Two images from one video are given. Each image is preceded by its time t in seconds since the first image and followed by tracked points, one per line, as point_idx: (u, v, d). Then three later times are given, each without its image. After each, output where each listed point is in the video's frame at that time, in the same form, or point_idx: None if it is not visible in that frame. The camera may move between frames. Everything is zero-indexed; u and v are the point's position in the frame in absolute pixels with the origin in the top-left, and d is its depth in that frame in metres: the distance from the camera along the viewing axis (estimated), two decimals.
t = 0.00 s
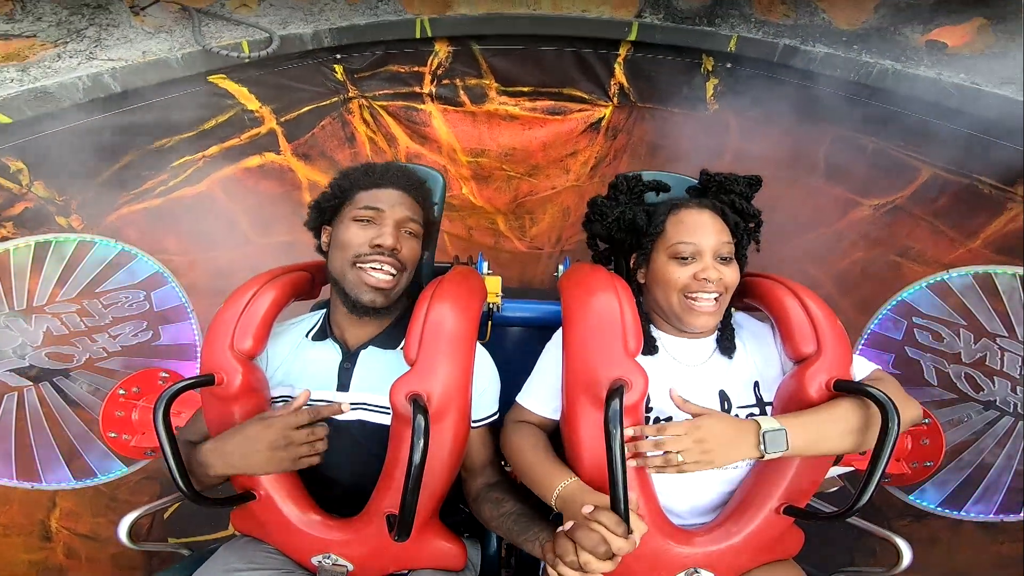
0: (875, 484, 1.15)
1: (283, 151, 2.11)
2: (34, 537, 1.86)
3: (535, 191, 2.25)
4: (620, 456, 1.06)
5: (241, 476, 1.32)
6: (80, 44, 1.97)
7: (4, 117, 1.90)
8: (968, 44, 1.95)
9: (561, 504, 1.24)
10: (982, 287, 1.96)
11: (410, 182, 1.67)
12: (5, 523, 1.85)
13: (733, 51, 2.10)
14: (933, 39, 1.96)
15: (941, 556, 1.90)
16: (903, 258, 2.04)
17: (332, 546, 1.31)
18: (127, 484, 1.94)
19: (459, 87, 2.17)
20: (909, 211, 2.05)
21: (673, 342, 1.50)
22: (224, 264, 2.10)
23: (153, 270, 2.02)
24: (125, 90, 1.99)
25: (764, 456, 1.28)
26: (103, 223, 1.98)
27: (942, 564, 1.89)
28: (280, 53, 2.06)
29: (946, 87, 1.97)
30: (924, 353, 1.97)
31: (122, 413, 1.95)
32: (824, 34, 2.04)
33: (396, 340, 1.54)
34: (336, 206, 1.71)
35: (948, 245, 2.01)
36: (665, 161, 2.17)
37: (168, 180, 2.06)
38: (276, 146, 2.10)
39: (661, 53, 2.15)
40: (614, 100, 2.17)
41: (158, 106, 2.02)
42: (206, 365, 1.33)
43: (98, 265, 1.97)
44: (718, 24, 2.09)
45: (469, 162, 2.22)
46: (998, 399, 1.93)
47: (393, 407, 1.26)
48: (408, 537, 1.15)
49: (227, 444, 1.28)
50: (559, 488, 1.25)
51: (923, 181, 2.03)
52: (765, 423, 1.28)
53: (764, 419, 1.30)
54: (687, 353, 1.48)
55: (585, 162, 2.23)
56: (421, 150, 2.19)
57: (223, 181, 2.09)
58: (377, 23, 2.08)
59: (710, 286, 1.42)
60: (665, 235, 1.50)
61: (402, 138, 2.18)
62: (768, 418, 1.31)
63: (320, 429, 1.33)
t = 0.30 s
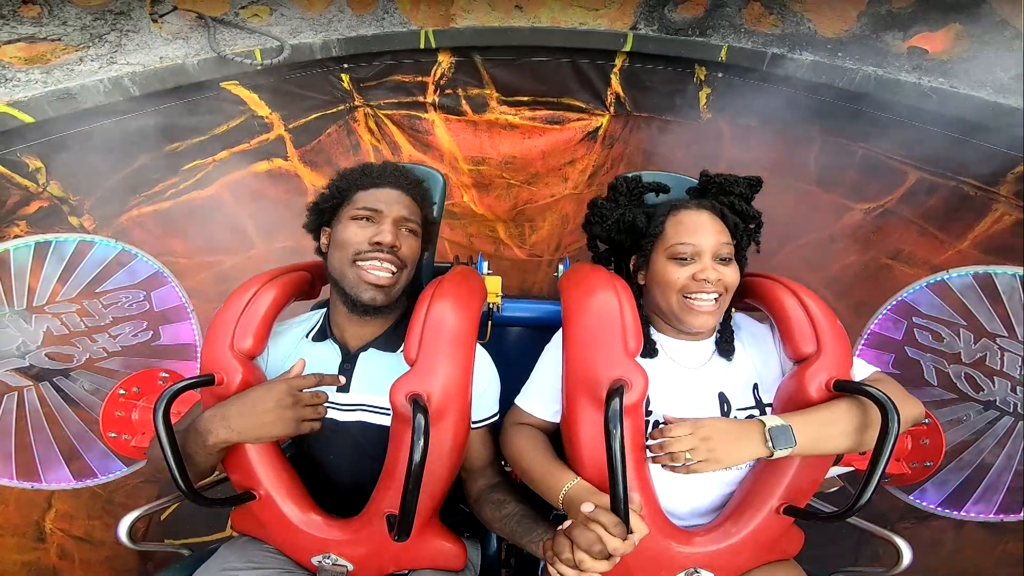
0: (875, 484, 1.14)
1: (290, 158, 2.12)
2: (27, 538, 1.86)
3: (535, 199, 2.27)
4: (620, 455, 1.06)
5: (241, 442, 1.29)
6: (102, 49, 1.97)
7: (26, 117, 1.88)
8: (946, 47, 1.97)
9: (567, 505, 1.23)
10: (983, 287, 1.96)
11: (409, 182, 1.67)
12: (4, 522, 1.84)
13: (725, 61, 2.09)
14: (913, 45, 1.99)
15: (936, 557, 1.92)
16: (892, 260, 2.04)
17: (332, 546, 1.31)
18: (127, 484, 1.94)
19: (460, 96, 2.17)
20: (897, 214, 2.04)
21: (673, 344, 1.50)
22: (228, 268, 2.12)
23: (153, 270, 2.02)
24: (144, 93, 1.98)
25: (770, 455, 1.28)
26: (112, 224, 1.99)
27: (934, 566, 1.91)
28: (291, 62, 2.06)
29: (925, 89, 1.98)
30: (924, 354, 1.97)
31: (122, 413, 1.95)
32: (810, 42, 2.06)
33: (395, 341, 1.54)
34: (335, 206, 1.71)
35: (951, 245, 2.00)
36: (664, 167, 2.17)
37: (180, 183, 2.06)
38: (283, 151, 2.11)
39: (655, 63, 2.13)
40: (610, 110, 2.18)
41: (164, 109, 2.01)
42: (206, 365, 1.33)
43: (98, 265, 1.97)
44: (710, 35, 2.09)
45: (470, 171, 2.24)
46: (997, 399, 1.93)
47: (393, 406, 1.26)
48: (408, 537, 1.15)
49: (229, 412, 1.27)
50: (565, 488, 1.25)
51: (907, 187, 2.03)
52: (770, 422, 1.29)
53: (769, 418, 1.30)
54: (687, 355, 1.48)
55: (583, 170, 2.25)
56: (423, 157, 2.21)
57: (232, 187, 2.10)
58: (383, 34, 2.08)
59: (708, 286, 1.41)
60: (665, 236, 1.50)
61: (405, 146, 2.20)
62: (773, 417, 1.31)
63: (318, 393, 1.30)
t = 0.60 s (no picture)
0: (875, 484, 1.14)
1: (290, 158, 2.12)
2: (26, 539, 1.86)
3: (534, 201, 2.28)
4: (620, 455, 1.06)
5: (248, 450, 1.31)
6: (102, 50, 1.94)
7: (27, 117, 1.87)
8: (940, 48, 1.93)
9: (566, 505, 1.23)
10: (983, 287, 1.96)
11: (410, 185, 1.67)
12: (4, 522, 1.85)
13: (720, 63, 2.07)
14: (906, 47, 1.95)
15: (931, 556, 1.93)
16: (889, 260, 2.04)
17: (332, 546, 1.31)
18: (128, 484, 1.95)
19: (460, 99, 2.17)
20: (891, 215, 2.04)
21: (673, 344, 1.49)
22: (229, 269, 2.12)
23: (153, 271, 2.02)
24: (144, 94, 1.96)
25: (767, 455, 1.28)
26: (113, 224, 1.99)
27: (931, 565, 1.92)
28: (290, 64, 2.05)
29: (916, 90, 1.96)
30: (924, 354, 1.97)
31: (122, 413, 1.95)
32: (806, 44, 2.02)
33: (395, 342, 1.54)
34: (335, 208, 1.71)
35: (953, 245, 1.99)
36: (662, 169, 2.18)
37: (178, 184, 2.05)
38: (282, 152, 2.11)
39: (650, 65, 2.11)
40: (609, 111, 2.18)
41: (164, 110, 1.99)
42: (206, 364, 1.33)
43: (98, 266, 1.96)
44: (706, 37, 2.06)
45: (469, 172, 2.24)
46: (997, 399, 1.93)
47: (393, 407, 1.25)
48: (408, 538, 1.15)
49: (236, 419, 1.28)
50: (564, 488, 1.25)
51: (903, 186, 2.03)
52: (769, 423, 1.29)
53: (768, 418, 1.30)
54: (686, 355, 1.48)
55: (581, 171, 2.25)
56: (422, 159, 2.22)
57: (231, 188, 2.10)
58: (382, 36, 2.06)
59: (709, 285, 1.42)
60: (665, 236, 1.50)
61: (404, 147, 2.20)
62: (772, 417, 1.31)
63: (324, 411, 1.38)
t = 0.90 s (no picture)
0: (875, 484, 1.14)
1: (286, 154, 2.12)
2: (32, 536, 1.86)
3: (535, 196, 2.28)
4: (620, 456, 1.06)
5: (249, 454, 1.31)
6: (93, 47, 1.97)
7: (16, 116, 1.89)
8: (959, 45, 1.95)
9: (566, 505, 1.23)
10: (983, 287, 1.96)
11: (407, 183, 1.67)
12: (4, 522, 1.85)
13: (730, 57, 2.09)
14: (922, 43, 1.98)
15: (936, 557, 1.91)
16: (901, 261, 2.04)
17: (332, 546, 1.31)
18: (128, 484, 1.95)
19: (461, 92, 2.17)
20: (905, 214, 2.04)
21: (673, 344, 1.49)
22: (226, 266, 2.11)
23: (153, 271, 2.02)
24: (135, 92, 1.98)
25: (768, 452, 1.28)
26: (111, 223, 1.99)
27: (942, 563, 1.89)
28: (287, 58, 2.06)
29: (934, 88, 1.97)
30: (924, 354, 1.97)
31: (122, 413, 1.95)
32: (819, 38, 2.05)
33: (395, 341, 1.54)
34: (334, 207, 1.72)
35: (953, 245, 1.99)
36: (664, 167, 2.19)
37: (174, 182, 2.05)
38: (279, 149, 2.11)
39: (659, 59, 2.13)
40: (613, 106, 2.18)
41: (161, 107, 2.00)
42: (206, 364, 1.33)
43: (97, 266, 1.96)
44: (715, 30, 2.09)
45: (471, 168, 2.24)
46: (997, 398, 1.93)
47: (393, 407, 1.26)
48: (408, 538, 1.15)
49: (236, 421, 1.29)
50: (564, 488, 1.25)
51: (917, 185, 2.03)
52: (771, 418, 1.28)
53: (770, 413, 1.29)
54: (687, 354, 1.48)
55: (585, 166, 2.25)
56: (423, 154, 2.21)
57: (229, 184, 2.09)
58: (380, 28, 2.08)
59: (710, 282, 1.42)
60: (665, 235, 1.50)
61: (404, 142, 2.19)
62: (774, 413, 1.30)
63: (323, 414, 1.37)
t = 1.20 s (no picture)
0: (875, 484, 1.14)
1: (277, 149, 2.11)
2: (39, 539, 1.85)
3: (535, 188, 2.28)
4: (620, 456, 1.06)
5: (248, 450, 1.32)
6: (67, 43, 1.93)
7: None
8: (975, 41, 1.92)
9: (565, 506, 1.23)
10: (983, 287, 1.95)
11: (402, 183, 1.68)
12: (4, 523, 1.85)
13: (736, 47, 2.07)
14: (937, 35, 1.95)
15: (943, 556, 1.89)
16: (909, 257, 2.03)
17: (332, 546, 1.31)
18: (128, 484, 1.95)
19: (456, 83, 2.17)
20: (912, 209, 2.03)
21: (672, 344, 1.49)
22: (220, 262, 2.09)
23: (153, 271, 2.02)
24: (114, 89, 1.94)
25: (770, 453, 1.28)
26: (97, 224, 1.97)
27: (946, 563, 1.88)
28: (272, 51, 2.04)
29: (952, 84, 1.93)
30: (924, 354, 1.97)
31: (122, 413, 1.95)
32: (829, 29, 2.02)
33: (395, 341, 1.54)
34: (331, 207, 1.72)
35: (954, 243, 1.99)
36: (667, 157, 2.19)
37: (160, 180, 2.03)
38: (270, 144, 2.10)
39: (663, 48, 2.12)
40: (615, 96, 2.18)
41: (151, 105, 1.98)
42: (206, 364, 1.34)
43: (98, 265, 1.96)
44: (721, 19, 2.07)
45: (467, 158, 2.24)
46: (997, 399, 1.93)
47: (393, 407, 1.25)
48: (407, 538, 1.14)
49: (236, 417, 1.29)
50: (563, 488, 1.25)
51: (922, 183, 2.02)
52: (774, 420, 1.28)
53: (772, 415, 1.29)
54: (686, 355, 1.48)
55: (584, 157, 2.26)
56: (418, 146, 2.21)
57: (218, 181, 2.07)
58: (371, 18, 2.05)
59: (709, 281, 1.42)
60: (664, 234, 1.50)
61: (398, 133, 2.19)
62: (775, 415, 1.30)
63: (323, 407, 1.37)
